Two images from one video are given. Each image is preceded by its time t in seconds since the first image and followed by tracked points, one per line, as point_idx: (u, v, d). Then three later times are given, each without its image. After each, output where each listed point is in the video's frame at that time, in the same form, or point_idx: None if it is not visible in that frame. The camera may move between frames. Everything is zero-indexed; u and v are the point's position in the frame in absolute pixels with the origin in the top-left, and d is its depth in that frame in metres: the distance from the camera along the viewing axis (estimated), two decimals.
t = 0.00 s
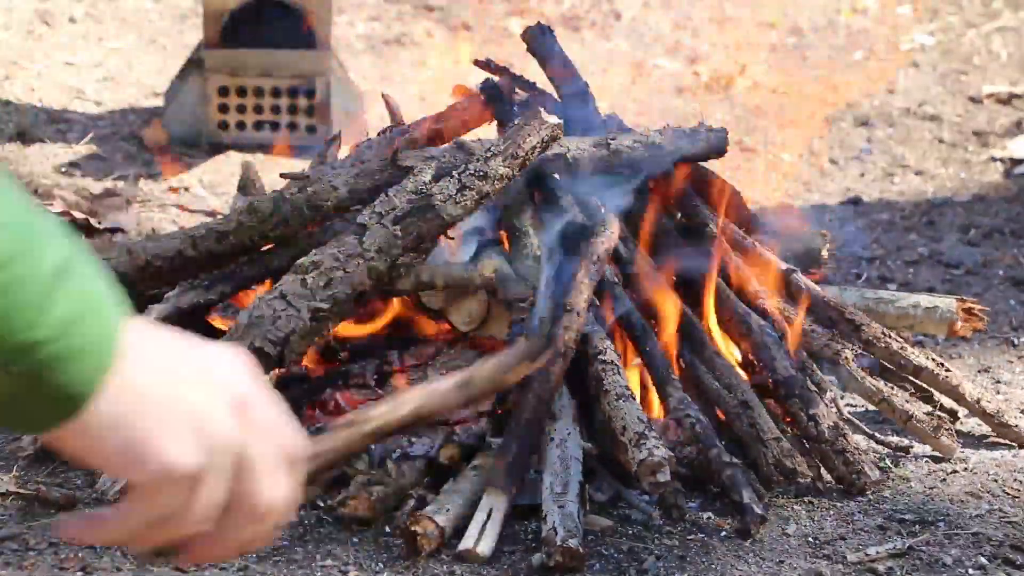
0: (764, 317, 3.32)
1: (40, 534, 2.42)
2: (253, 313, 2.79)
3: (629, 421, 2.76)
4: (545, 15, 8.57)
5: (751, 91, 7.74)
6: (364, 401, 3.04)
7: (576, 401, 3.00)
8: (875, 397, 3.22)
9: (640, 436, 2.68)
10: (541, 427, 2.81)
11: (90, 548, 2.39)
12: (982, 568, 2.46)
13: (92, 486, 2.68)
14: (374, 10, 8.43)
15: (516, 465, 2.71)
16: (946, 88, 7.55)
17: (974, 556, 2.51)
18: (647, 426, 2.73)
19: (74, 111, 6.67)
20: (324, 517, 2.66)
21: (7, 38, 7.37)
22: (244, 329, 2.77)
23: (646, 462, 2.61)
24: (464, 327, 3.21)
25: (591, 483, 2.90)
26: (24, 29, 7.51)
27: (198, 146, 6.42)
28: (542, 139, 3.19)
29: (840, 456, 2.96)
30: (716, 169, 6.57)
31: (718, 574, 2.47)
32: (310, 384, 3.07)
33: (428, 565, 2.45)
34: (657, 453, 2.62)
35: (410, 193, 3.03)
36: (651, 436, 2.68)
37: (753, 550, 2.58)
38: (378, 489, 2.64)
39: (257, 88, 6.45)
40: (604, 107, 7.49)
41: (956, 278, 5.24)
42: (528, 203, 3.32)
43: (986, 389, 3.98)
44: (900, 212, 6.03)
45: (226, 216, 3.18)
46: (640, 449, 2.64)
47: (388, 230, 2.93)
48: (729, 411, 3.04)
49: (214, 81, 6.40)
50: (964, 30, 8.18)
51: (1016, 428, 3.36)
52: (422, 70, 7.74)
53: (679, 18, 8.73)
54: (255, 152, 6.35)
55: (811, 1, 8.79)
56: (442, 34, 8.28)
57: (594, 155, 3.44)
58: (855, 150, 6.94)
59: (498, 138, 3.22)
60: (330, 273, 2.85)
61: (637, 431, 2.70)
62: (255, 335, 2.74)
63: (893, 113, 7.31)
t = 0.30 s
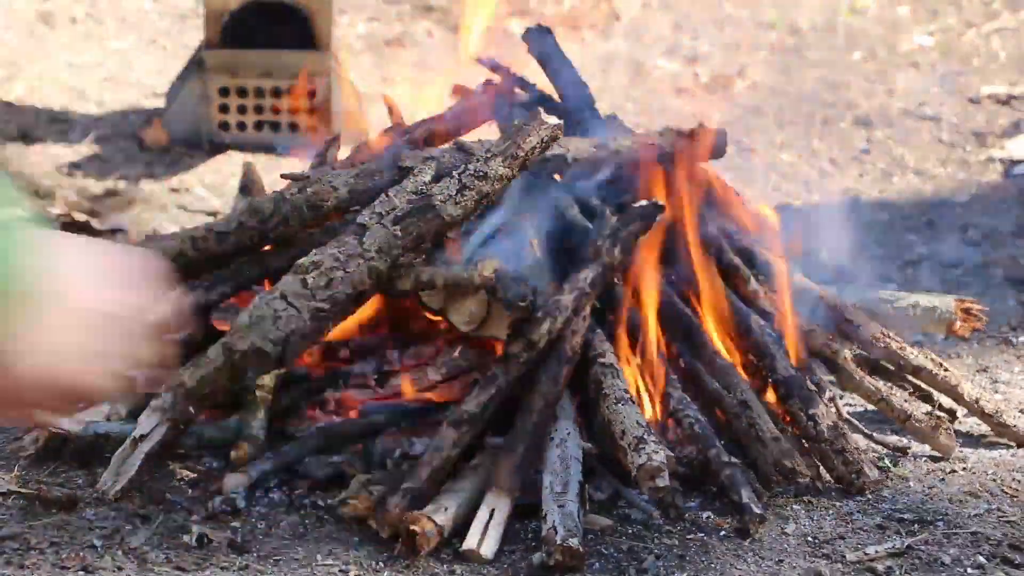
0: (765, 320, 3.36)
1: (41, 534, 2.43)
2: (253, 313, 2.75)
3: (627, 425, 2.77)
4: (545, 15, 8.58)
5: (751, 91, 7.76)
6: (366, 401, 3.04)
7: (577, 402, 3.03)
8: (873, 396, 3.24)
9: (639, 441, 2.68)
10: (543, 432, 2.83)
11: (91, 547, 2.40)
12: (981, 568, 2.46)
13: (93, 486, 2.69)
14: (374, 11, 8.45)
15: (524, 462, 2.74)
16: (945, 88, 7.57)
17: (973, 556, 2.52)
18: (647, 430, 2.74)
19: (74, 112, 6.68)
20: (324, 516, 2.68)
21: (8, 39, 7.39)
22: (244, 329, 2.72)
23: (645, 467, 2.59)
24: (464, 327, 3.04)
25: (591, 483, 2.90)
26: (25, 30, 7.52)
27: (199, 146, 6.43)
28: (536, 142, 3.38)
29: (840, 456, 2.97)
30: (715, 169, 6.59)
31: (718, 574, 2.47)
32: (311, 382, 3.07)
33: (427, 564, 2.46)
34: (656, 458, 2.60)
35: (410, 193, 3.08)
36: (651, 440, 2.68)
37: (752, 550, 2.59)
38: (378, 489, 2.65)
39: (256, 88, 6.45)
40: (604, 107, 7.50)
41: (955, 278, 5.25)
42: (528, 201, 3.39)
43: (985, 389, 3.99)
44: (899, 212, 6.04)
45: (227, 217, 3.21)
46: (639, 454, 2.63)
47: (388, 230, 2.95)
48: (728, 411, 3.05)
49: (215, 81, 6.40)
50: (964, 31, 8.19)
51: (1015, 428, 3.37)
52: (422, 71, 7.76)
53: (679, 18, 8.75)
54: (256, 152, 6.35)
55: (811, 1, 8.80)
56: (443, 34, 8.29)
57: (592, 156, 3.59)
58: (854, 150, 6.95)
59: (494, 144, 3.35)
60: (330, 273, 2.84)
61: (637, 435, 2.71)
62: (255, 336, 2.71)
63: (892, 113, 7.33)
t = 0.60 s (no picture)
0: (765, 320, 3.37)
1: (40, 535, 2.42)
2: (252, 313, 2.75)
3: (633, 428, 2.76)
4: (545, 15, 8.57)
5: (751, 91, 7.75)
6: (366, 402, 3.12)
7: (579, 402, 3.02)
8: (874, 396, 3.22)
9: (645, 444, 2.68)
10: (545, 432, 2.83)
11: (90, 548, 2.39)
12: (981, 568, 2.46)
13: (93, 487, 2.68)
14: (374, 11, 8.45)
15: (524, 462, 2.71)
16: (946, 88, 7.56)
17: (974, 556, 2.51)
18: (654, 433, 2.74)
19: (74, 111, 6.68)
20: (324, 517, 2.67)
21: (8, 39, 7.39)
22: (244, 329, 2.73)
23: (652, 471, 2.60)
24: (464, 328, 2.96)
25: (590, 482, 2.90)
26: (25, 30, 7.52)
27: (199, 146, 6.50)
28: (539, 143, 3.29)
29: (840, 457, 2.96)
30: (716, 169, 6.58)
31: (719, 574, 2.46)
32: (311, 382, 3.09)
33: (430, 565, 2.46)
34: (663, 462, 2.60)
35: (410, 194, 3.06)
36: (657, 444, 2.68)
37: (752, 550, 2.58)
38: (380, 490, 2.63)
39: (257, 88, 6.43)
40: (603, 107, 7.49)
41: (955, 279, 5.25)
42: (526, 202, 3.42)
43: (986, 389, 3.98)
44: (899, 212, 6.03)
45: (225, 215, 3.15)
46: (645, 457, 2.64)
47: (388, 230, 2.94)
48: (727, 411, 3.04)
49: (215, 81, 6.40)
50: (965, 31, 8.18)
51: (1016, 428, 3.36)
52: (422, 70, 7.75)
53: (679, 17, 8.73)
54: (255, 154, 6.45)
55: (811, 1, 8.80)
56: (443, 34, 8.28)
57: (592, 159, 3.48)
58: (855, 150, 6.94)
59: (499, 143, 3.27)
60: (330, 272, 2.83)
61: (643, 438, 2.71)
62: (255, 335, 2.71)
63: (893, 113, 7.32)
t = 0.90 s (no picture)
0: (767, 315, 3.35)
1: (40, 534, 2.41)
2: (253, 313, 2.76)
3: (634, 429, 2.75)
4: (545, 15, 8.57)
5: (751, 91, 7.75)
6: (366, 401, 3.10)
7: (577, 404, 3.03)
8: (876, 395, 3.23)
9: (646, 444, 2.67)
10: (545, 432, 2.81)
11: (90, 548, 2.38)
12: (981, 568, 2.45)
13: (93, 487, 2.68)
14: (374, 10, 8.45)
15: (525, 462, 2.72)
16: (946, 88, 7.56)
17: (974, 556, 2.51)
18: (654, 434, 2.72)
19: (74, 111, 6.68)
20: (323, 517, 2.67)
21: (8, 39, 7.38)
22: (244, 329, 2.73)
23: (652, 470, 2.59)
24: (465, 328, 3.07)
25: (590, 482, 2.90)
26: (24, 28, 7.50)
27: (199, 146, 6.44)
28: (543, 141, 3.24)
29: (840, 457, 2.97)
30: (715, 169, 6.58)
31: (718, 574, 2.46)
32: (311, 383, 3.07)
33: (430, 565, 2.45)
34: (663, 462, 2.60)
35: (410, 193, 3.08)
36: (657, 444, 2.67)
37: (753, 550, 2.58)
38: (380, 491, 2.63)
39: (256, 88, 6.45)
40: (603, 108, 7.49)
41: (955, 279, 5.25)
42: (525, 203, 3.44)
43: (985, 389, 3.98)
44: (899, 212, 6.03)
45: (225, 216, 3.18)
46: (646, 457, 2.62)
47: (388, 230, 2.94)
48: (727, 411, 3.05)
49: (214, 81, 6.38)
50: (965, 31, 8.17)
51: (1015, 428, 3.38)
52: (422, 70, 7.75)
53: (679, 17, 8.74)
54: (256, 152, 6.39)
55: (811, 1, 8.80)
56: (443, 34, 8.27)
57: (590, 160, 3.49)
58: (854, 150, 6.94)
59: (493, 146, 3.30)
60: (330, 273, 2.84)
61: (644, 438, 2.69)
62: (255, 335, 2.72)
63: (893, 113, 7.32)
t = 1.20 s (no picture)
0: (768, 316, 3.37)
1: (40, 535, 2.41)
2: (253, 314, 2.78)
3: (636, 430, 2.74)
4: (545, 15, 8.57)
5: (751, 92, 7.76)
6: (365, 401, 3.11)
7: (578, 405, 3.04)
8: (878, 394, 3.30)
9: (648, 446, 2.65)
10: (546, 433, 2.81)
11: (90, 547, 2.38)
12: (982, 568, 2.45)
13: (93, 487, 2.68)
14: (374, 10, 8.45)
15: (525, 462, 2.72)
16: (945, 89, 7.56)
17: (974, 556, 2.50)
18: (656, 434, 2.71)
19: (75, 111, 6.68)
20: (323, 517, 2.67)
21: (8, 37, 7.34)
22: (243, 330, 2.75)
23: (654, 472, 2.57)
24: (465, 328, 3.06)
25: (589, 482, 2.91)
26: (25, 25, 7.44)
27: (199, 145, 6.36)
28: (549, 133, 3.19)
29: (848, 454, 2.98)
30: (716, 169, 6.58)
31: (718, 574, 2.46)
32: (312, 385, 3.09)
33: (430, 565, 2.45)
34: (666, 463, 2.58)
35: (411, 194, 3.06)
36: (659, 445, 2.65)
37: (752, 551, 2.58)
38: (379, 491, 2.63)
39: (256, 88, 6.42)
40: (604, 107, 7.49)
41: (955, 279, 5.25)
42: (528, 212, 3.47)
43: (985, 389, 3.98)
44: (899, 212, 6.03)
45: (226, 217, 3.10)
46: (648, 459, 2.61)
47: (388, 231, 2.93)
48: (723, 413, 3.02)
49: (214, 81, 6.37)
50: (965, 31, 8.17)
51: (1015, 429, 3.36)
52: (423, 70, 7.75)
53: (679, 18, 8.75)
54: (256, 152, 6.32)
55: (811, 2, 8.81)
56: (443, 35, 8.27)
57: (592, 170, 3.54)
58: (854, 150, 6.94)
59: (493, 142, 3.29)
60: (330, 274, 2.83)
61: (646, 440, 2.68)
62: (254, 336, 2.74)
63: (893, 113, 7.32)
